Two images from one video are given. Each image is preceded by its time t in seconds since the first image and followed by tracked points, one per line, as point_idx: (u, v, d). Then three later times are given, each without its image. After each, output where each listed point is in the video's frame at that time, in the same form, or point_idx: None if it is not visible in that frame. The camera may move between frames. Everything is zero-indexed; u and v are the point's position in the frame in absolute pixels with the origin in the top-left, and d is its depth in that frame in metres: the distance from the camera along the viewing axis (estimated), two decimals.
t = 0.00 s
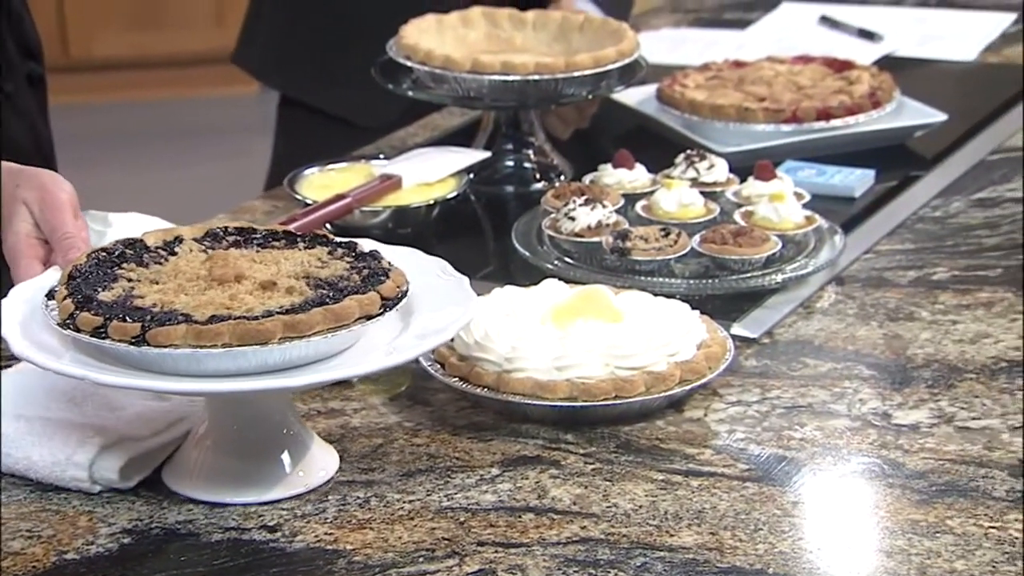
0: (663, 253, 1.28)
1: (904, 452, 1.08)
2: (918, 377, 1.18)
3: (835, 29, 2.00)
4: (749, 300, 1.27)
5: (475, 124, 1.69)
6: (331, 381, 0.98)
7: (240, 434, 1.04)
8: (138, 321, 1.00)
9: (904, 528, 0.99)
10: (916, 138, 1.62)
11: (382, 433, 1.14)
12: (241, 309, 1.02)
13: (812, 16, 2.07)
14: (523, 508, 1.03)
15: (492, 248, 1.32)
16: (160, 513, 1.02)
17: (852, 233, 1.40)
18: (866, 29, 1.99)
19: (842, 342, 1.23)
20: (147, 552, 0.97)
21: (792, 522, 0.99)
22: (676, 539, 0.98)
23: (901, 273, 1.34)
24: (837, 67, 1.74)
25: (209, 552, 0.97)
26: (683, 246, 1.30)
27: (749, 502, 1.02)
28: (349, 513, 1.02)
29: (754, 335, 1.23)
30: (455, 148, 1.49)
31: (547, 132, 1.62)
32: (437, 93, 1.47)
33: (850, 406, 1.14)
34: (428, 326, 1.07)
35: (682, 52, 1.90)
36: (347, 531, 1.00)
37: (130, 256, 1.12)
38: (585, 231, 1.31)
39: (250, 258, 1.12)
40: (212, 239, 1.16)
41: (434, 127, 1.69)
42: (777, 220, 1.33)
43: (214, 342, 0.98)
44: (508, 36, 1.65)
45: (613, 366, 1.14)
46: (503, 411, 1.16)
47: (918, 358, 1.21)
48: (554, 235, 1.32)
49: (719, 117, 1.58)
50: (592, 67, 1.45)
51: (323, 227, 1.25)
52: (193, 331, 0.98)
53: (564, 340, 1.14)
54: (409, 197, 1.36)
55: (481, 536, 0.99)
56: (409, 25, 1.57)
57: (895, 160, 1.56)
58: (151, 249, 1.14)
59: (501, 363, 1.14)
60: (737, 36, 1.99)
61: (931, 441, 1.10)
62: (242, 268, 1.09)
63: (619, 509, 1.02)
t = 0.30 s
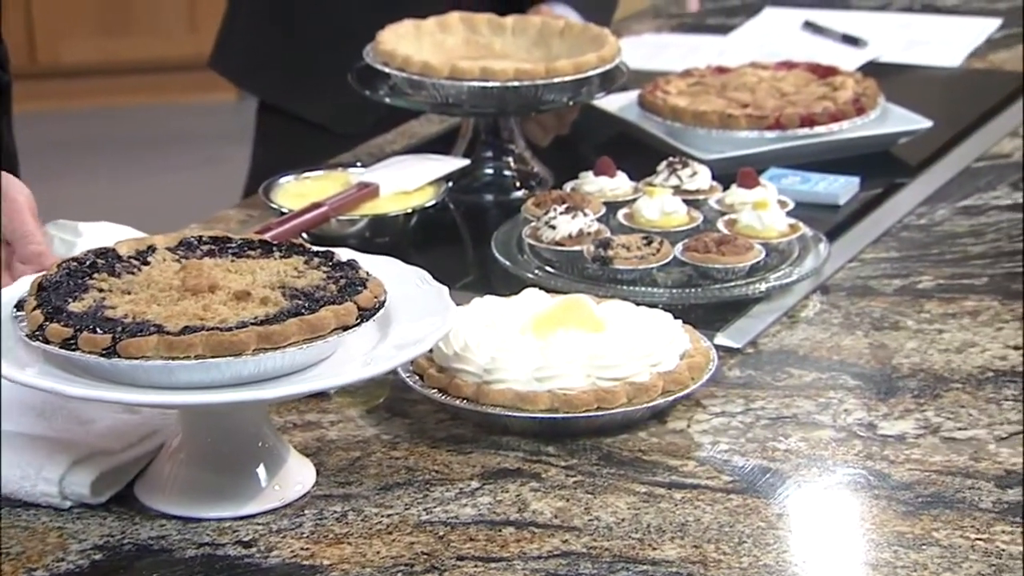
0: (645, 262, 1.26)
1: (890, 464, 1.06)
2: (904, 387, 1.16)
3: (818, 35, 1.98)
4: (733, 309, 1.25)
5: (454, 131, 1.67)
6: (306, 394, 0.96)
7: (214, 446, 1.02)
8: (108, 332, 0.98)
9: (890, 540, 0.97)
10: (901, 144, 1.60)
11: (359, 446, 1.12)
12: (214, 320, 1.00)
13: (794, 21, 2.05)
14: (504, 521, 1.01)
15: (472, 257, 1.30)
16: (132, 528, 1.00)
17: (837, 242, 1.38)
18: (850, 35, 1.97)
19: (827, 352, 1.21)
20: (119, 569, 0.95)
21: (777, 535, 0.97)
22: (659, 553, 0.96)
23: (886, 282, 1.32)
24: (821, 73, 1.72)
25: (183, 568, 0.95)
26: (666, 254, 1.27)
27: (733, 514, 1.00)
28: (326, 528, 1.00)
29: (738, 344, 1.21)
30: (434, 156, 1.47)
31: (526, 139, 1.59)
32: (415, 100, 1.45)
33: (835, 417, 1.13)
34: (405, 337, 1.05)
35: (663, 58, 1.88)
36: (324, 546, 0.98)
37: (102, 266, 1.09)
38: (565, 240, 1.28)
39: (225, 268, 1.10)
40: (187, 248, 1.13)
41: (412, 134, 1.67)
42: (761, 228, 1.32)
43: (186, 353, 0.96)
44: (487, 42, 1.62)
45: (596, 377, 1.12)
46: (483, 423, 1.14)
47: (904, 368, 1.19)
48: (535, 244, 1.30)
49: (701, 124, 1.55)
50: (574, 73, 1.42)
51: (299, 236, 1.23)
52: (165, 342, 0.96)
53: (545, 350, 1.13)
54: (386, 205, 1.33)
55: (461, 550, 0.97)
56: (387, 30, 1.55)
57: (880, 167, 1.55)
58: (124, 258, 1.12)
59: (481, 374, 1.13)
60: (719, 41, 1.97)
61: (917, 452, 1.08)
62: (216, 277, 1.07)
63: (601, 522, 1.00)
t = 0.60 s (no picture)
0: (628, 274, 1.23)
1: (878, 481, 1.04)
2: (892, 403, 1.14)
3: (804, 43, 1.95)
4: (717, 323, 1.22)
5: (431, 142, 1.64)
6: (278, 412, 0.93)
7: (182, 465, 0.99)
8: (74, 349, 0.94)
9: (878, 560, 0.94)
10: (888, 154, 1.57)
11: (334, 465, 1.09)
12: (185, 336, 0.97)
13: (779, 30, 2.03)
14: (483, 542, 0.97)
15: (450, 271, 1.27)
16: (98, 551, 0.96)
17: (822, 254, 1.35)
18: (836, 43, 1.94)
19: (814, 367, 1.18)
20: None
21: (762, 555, 0.95)
22: (641, 573, 0.93)
23: (873, 295, 1.30)
24: (806, 81, 1.68)
25: None
26: (648, 267, 1.24)
27: (718, 533, 0.97)
28: (299, 549, 0.97)
29: (722, 359, 1.18)
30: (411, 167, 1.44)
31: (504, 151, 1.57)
32: (391, 110, 1.41)
33: (822, 434, 1.10)
34: (381, 353, 1.02)
35: (645, 67, 1.86)
36: (297, 568, 0.95)
37: (67, 280, 1.06)
38: (546, 252, 1.25)
39: (195, 281, 1.06)
40: (156, 262, 1.10)
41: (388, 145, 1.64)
42: (746, 241, 1.29)
43: (155, 371, 0.93)
44: (464, 50, 1.59)
45: (577, 394, 1.09)
46: (461, 440, 1.11)
47: (892, 383, 1.16)
48: (514, 257, 1.26)
49: (684, 134, 1.52)
50: (552, 82, 1.40)
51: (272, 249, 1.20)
52: (133, 359, 0.93)
53: (525, 366, 1.10)
54: (361, 219, 1.29)
55: (438, 572, 0.94)
56: (361, 38, 1.51)
57: (867, 177, 1.52)
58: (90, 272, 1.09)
59: (459, 391, 1.09)
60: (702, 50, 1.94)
61: (905, 469, 1.05)
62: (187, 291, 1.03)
63: (583, 542, 0.97)
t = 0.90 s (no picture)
0: (608, 288, 1.21)
1: (863, 498, 1.02)
2: (876, 419, 1.12)
3: (787, 55, 1.93)
4: (699, 339, 1.20)
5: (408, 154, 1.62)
6: (252, 430, 0.91)
7: (152, 485, 0.96)
8: (42, 366, 0.92)
9: None
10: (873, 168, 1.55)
11: (309, 484, 1.06)
12: (156, 353, 0.94)
13: (761, 42, 2.01)
14: (461, 562, 0.95)
15: (428, 285, 1.25)
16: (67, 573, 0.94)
17: (806, 269, 1.33)
18: (818, 54, 1.92)
19: (797, 383, 1.16)
20: None
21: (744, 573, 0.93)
22: None
23: (858, 309, 1.27)
24: (789, 93, 1.66)
25: None
26: (628, 281, 1.22)
27: (700, 552, 0.95)
28: (273, 571, 0.94)
29: (704, 375, 1.16)
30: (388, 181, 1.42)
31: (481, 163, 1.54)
32: (366, 122, 1.39)
33: (806, 450, 1.08)
34: (357, 369, 1.00)
35: (625, 78, 1.84)
36: None
37: (35, 296, 1.03)
38: (525, 267, 1.23)
39: (167, 297, 1.04)
40: (126, 277, 1.08)
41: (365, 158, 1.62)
42: (728, 254, 1.27)
43: (126, 389, 0.91)
44: (441, 61, 1.57)
45: (557, 411, 1.07)
46: (439, 458, 1.08)
47: (877, 399, 1.14)
48: (492, 271, 1.24)
49: (665, 146, 1.49)
50: (531, 93, 1.37)
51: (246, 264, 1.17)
52: (103, 376, 0.91)
53: (503, 383, 1.07)
54: (338, 233, 1.27)
55: None
56: (336, 50, 1.49)
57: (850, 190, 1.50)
58: (59, 288, 1.07)
59: (436, 408, 1.07)
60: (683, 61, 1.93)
61: (890, 486, 1.03)
62: (157, 307, 1.01)
63: (563, 562, 0.95)
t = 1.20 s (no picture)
0: (587, 304, 1.19)
1: (845, 515, 1.00)
2: (858, 436, 1.11)
3: (767, 68, 1.92)
4: (679, 355, 1.19)
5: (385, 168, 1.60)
6: (225, 449, 0.89)
7: (123, 505, 0.94)
8: (10, 386, 0.90)
9: None
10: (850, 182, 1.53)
11: (284, 504, 1.05)
12: (128, 370, 0.93)
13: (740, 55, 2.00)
14: None
15: (405, 301, 1.23)
16: None
17: (786, 284, 1.31)
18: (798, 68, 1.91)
19: (778, 399, 1.15)
20: None
21: None
22: None
23: (839, 324, 1.26)
24: (768, 106, 1.64)
25: None
26: (607, 297, 1.21)
27: (680, 572, 0.94)
28: None
29: (684, 392, 1.14)
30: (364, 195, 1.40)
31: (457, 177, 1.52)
32: (342, 136, 1.36)
33: (787, 467, 1.06)
34: (331, 387, 0.98)
35: (603, 92, 1.82)
36: None
37: (3, 313, 1.01)
38: (503, 282, 1.21)
39: (139, 314, 1.02)
40: (97, 294, 1.06)
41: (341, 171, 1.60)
42: (708, 269, 1.25)
43: (97, 408, 0.89)
44: (416, 75, 1.55)
45: (535, 427, 1.05)
46: (416, 477, 1.07)
47: (858, 415, 1.13)
48: (470, 287, 1.22)
49: (644, 160, 1.48)
50: (509, 107, 1.35)
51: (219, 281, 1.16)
52: (73, 395, 0.89)
53: (481, 400, 1.06)
54: (312, 248, 1.24)
55: None
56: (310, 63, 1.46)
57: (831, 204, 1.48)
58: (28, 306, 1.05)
59: (414, 426, 1.06)
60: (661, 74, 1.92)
61: (872, 503, 1.02)
62: (130, 324, 0.99)
63: None
